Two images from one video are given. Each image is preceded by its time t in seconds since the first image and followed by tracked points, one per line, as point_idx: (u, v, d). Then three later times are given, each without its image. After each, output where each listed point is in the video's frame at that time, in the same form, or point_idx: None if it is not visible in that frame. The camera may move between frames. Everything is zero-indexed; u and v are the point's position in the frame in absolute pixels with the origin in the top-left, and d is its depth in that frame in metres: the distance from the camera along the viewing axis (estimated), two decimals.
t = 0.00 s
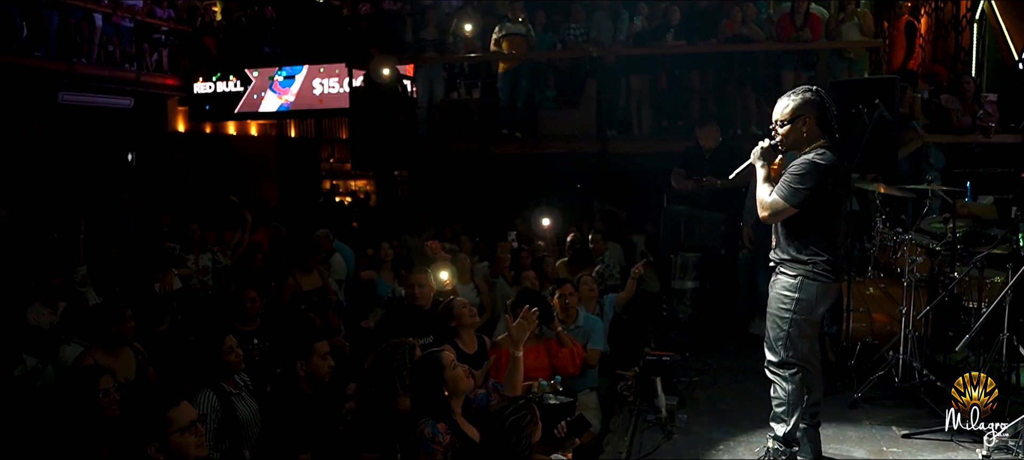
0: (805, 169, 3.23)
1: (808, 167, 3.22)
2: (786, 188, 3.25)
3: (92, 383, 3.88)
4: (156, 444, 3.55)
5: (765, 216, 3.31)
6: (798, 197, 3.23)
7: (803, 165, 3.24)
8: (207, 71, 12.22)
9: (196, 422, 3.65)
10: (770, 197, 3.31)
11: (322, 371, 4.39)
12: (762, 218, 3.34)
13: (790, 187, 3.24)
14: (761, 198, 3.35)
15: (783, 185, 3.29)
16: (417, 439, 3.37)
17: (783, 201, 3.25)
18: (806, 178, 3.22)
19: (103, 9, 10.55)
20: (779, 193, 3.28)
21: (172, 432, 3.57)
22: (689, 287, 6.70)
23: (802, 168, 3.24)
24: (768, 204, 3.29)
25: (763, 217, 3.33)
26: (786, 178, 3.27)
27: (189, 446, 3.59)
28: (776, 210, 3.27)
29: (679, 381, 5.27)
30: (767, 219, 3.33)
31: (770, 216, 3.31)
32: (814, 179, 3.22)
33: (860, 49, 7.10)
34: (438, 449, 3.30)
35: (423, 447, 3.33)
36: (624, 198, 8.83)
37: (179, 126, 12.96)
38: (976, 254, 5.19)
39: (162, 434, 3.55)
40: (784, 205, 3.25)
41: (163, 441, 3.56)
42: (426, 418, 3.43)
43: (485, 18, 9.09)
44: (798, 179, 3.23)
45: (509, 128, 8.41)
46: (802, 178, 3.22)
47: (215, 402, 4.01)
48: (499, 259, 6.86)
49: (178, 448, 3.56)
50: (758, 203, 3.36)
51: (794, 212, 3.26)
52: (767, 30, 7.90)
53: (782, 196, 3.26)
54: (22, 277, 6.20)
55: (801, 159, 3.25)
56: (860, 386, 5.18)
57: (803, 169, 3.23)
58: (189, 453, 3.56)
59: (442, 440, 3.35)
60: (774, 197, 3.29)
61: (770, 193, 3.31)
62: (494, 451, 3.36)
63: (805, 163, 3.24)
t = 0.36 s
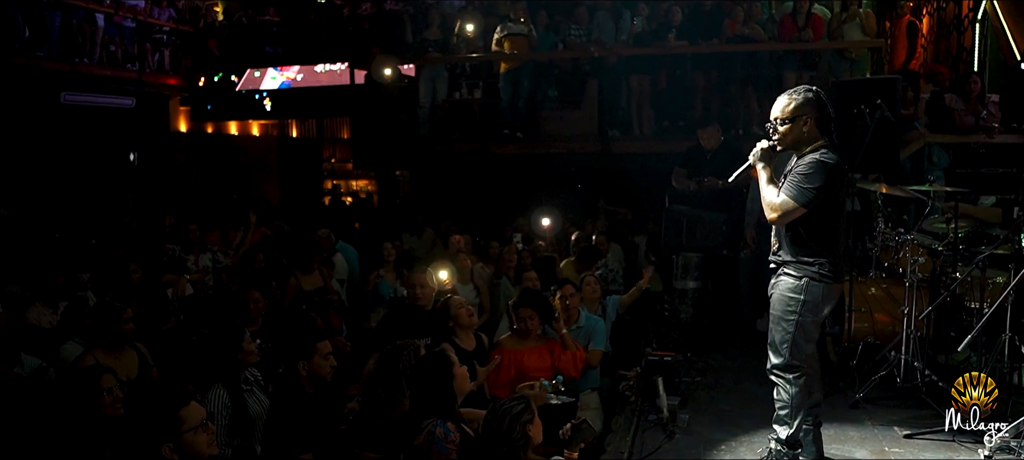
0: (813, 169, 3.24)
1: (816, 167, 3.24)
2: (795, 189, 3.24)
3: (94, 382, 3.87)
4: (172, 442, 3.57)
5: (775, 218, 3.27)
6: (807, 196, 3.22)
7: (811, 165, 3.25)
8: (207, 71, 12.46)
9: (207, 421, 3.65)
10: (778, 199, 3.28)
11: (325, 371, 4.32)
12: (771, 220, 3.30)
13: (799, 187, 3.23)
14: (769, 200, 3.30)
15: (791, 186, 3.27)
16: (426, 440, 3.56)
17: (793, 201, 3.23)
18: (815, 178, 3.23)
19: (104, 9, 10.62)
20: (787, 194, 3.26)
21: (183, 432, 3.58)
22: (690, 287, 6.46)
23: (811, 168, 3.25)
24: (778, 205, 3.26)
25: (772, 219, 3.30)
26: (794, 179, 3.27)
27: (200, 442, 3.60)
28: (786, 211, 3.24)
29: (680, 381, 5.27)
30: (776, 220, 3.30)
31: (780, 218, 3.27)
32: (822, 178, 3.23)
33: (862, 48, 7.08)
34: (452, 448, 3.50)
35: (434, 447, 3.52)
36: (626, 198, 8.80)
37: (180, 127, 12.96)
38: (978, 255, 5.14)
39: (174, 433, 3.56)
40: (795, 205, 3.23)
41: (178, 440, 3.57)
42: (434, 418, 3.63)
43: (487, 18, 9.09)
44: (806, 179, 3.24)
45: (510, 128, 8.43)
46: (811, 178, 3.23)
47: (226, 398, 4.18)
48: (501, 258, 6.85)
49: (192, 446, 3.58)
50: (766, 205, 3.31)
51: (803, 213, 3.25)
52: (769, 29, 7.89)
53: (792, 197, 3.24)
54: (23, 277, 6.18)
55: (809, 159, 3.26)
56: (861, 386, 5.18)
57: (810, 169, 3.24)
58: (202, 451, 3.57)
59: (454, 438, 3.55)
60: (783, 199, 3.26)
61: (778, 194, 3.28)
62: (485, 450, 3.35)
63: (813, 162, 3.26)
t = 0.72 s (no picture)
0: (815, 165, 3.26)
1: (818, 164, 3.25)
2: (796, 183, 3.24)
3: (96, 381, 3.91)
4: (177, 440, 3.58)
5: (774, 212, 3.27)
6: (807, 192, 3.22)
7: (813, 162, 3.27)
8: (210, 71, 12.22)
9: (212, 421, 3.66)
10: (778, 193, 3.27)
11: (326, 371, 4.37)
12: (770, 214, 3.29)
13: (800, 182, 3.24)
14: (768, 193, 3.29)
15: (791, 181, 3.28)
16: (437, 436, 3.59)
17: (793, 195, 3.23)
18: (816, 175, 3.24)
19: (107, 10, 10.66)
20: (787, 189, 3.26)
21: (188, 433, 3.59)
22: (691, 287, 6.82)
23: (813, 164, 3.26)
24: (778, 199, 3.25)
25: (771, 213, 3.29)
26: (795, 173, 3.27)
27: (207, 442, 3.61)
28: (786, 205, 3.24)
29: (681, 381, 5.27)
30: (774, 214, 3.29)
31: (779, 211, 3.27)
32: (823, 175, 3.24)
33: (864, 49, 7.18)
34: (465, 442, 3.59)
35: (447, 441, 3.57)
36: (627, 198, 8.79)
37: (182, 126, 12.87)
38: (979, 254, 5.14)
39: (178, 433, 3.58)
40: (795, 199, 3.23)
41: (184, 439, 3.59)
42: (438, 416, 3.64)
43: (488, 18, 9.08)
44: (808, 175, 3.24)
45: (512, 128, 8.34)
46: (813, 174, 3.24)
47: (237, 392, 4.16)
48: (503, 259, 6.86)
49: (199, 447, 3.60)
50: (765, 198, 3.30)
51: (803, 208, 3.24)
52: (770, 30, 7.90)
53: (792, 191, 3.24)
54: (25, 277, 6.19)
55: (812, 156, 3.27)
56: (862, 387, 5.17)
57: (812, 166, 3.26)
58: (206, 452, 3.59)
59: (465, 433, 3.64)
60: (783, 193, 3.26)
61: (778, 189, 3.28)
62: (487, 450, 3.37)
63: (815, 159, 3.27)
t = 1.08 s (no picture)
0: (821, 168, 3.23)
1: (824, 166, 3.23)
2: (801, 186, 3.20)
3: (100, 381, 4.04)
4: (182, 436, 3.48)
5: (779, 215, 3.23)
6: (813, 195, 3.19)
7: (819, 164, 3.24)
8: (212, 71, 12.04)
9: (209, 425, 3.56)
10: (782, 196, 3.22)
11: (330, 370, 4.40)
12: (775, 217, 3.24)
13: (805, 185, 3.20)
14: (772, 196, 3.24)
15: (795, 184, 3.24)
16: (432, 431, 3.64)
17: (799, 199, 3.18)
18: (821, 177, 3.21)
19: (108, 9, 10.59)
20: (792, 191, 3.22)
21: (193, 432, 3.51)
22: (694, 286, 6.84)
23: (819, 167, 3.23)
24: (784, 202, 3.20)
25: (775, 216, 3.25)
26: (800, 176, 3.23)
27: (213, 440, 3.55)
28: (792, 209, 3.19)
29: (686, 380, 5.24)
30: (778, 217, 3.25)
31: (784, 215, 3.23)
32: (828, 178, 3.22)
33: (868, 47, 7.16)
34: (459, 437, 3.59)
35: (441, 437, 3.60)
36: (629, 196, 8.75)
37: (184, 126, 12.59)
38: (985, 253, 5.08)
39: (181, 430, 3.49)
40: (802, 203, 3.19)
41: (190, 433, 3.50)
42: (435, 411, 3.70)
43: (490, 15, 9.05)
44: (813, 178, 3.21)
45: (513, 127, 8.39)
46: (819, 177, 3.21)
47: (240, 392, 4.19)
48: (505, 258, 6.82)
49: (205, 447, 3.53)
50: (768, 201, 3.25)
51: (808, 211, 3.21)
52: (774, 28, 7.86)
53: (797, 194, 3.20)
54: (25, 277, 6.14)
55: (818, 157, 3.25)
56: (867, 387, 5.14)
57: (818, 169, 3.22)
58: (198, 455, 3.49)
59: (459, 429, 3.64)
60: (788, 196, 3.21)
61: (782, 191, 3.23)
62: (493, 449, 3.41)
63: (820, 161, 3.25)
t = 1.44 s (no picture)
0: (829, 167, 3.23)
1: (832, 165, 3.23)
2: (809, 183, 3.20)
3: (101, 382, 4.00)
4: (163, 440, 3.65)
5: (787, 211, 3.21)
6: (821, 193, 3.19)
7: (826, 163, 3.24)
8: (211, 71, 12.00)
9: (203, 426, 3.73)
10: (790, 193, 3.21)
11: (329, 370, 4.41)
12: (782, 213, 3.23)
13: (813, 182, 3.20)
14: (780, 191, 3.23)
15: (803, 181, 3.23)
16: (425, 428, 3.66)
17: (807, 195, 3.18)
18: (828, 175, 3.22)
19: (108, 9, 10.67)
20: (799, 188, 3.22)
21: (174, 436, 3.67)
22: (695, 286, 6.63)
23: (826, 165, 3.23)
24: (792, 198, 3.19)
25: (783, 212, 3.23)
26: (807, 174, 3.24)
27: (197, 447, 3.69)
28: (800, 205, 3.19)
29: (687, 380, 5.23)
30: (786, 213, 3.23)
31: (791, 211, 3.22)
32: (836, 176, 3.22)
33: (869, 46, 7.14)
34: (447, 437, 3.58)
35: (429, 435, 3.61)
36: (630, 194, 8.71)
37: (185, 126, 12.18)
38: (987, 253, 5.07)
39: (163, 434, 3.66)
40: (808, 199, 3.18)
41: (172, 437, 3.66)
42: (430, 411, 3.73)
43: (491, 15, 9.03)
44: (820, 175, 3.21)
45: (515, 127, 8.39)
46: (826, 175, 3.21)
47: (231, 397, 4.17)
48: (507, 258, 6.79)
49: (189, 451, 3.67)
50: (776, 197, 3.24)
51: (814, 208, 3.21)
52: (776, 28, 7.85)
53: (805, 191, 3.19)
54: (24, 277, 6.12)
55: (826, 156, 3.24)
56: (868, 386, 5.14)
57: (826, 167, 3.23)
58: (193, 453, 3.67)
59: (448, 429, 3.64)
60: (796, 192, 3.21)
61: (790, 188, 3.22)
62: (495, 449, 3.39)
63: (828, 160, 3.25)
